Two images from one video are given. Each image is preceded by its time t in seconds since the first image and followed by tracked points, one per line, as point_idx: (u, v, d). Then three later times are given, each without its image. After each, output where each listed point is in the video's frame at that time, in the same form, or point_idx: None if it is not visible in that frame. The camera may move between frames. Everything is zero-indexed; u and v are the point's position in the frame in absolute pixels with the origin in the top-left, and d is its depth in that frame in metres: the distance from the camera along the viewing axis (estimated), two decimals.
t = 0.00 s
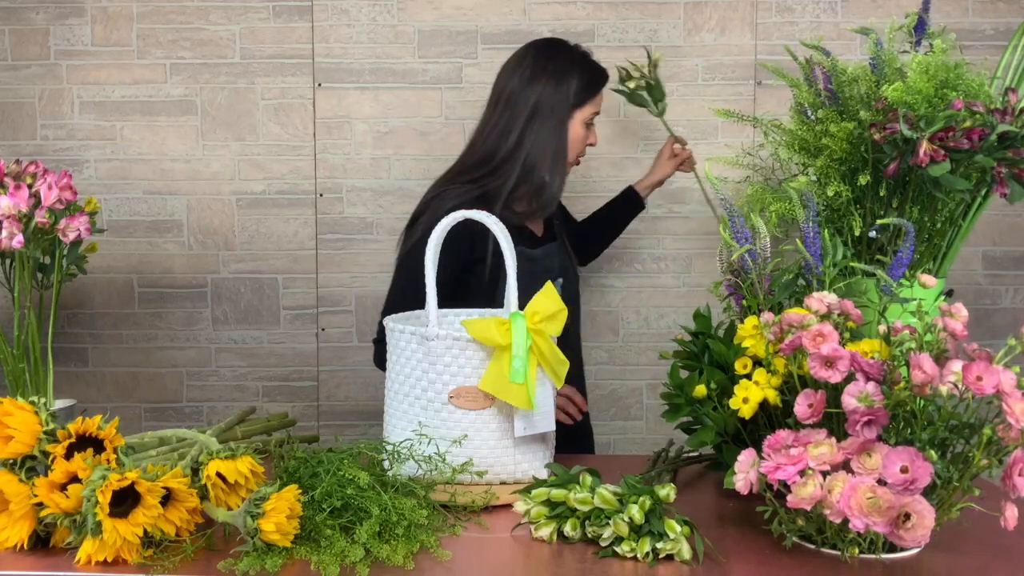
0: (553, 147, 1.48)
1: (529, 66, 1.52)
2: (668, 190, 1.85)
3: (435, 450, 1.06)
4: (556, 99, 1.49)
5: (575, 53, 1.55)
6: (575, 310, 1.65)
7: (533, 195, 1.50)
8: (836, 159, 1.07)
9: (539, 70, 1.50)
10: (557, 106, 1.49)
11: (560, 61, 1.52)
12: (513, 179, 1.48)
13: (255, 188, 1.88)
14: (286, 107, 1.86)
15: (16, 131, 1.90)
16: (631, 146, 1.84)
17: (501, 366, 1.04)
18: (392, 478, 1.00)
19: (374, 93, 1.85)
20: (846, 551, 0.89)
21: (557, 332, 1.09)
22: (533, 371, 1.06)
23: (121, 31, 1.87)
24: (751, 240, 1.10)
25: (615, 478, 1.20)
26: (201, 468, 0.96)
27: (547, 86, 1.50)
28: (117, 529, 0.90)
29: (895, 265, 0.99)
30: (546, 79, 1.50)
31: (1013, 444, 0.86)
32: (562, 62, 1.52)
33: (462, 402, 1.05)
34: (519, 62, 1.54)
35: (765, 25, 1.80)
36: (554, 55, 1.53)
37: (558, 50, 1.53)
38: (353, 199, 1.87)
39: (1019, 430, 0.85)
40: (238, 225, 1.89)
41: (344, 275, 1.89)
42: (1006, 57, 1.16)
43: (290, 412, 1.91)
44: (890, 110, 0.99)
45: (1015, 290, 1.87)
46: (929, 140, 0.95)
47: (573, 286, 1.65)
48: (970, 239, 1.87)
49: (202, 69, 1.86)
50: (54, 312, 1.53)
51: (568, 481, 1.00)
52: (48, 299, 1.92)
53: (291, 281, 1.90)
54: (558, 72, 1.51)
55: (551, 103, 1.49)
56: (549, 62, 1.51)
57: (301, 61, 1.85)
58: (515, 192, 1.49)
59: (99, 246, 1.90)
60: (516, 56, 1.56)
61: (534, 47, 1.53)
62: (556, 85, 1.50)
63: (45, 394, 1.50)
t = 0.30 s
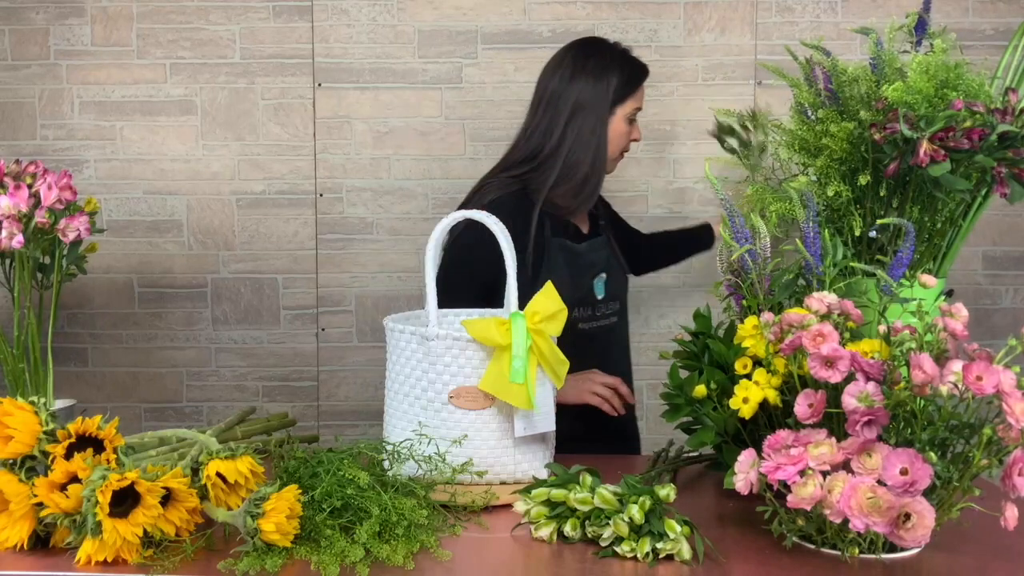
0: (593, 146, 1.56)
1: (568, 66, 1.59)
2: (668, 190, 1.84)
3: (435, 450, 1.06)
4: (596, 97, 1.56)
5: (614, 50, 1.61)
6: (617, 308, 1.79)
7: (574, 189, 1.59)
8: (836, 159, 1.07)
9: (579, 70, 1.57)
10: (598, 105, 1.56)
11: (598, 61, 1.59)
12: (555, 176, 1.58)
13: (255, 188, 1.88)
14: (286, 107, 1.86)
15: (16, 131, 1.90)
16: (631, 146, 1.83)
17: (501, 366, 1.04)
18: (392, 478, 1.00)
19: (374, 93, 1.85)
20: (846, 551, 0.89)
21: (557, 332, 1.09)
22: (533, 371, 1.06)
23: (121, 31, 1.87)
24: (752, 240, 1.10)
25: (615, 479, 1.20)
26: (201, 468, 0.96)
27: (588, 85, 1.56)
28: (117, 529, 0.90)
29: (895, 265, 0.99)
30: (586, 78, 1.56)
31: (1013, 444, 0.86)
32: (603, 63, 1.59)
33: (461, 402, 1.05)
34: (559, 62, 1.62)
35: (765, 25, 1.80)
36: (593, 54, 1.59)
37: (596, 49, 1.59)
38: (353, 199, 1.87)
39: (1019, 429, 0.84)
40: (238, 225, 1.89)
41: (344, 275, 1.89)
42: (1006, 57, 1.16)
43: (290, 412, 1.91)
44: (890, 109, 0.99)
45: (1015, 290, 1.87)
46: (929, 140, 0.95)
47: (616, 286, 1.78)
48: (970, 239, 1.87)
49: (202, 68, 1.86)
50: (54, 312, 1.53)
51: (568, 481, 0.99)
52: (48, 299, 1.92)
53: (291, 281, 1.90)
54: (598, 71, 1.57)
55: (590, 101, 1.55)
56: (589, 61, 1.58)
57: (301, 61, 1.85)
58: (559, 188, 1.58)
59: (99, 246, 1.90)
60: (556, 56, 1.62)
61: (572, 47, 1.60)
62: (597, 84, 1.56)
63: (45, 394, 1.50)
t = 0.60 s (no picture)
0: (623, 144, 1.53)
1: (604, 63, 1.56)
2: (668, 190, 1.85)
3: (435, 450, 1.06)
4: (628, 94, 1.53)
5: (653, 49, 1.57)
6: (640, 314, 1.68)
7: (603, 187, 1.56)
8: (836, 159, 1.07)
9: (614, 67, 1.54)
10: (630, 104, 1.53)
11: (634, 58, 1.55)
12: (582, 172, 1.55)
13: (255, 188, 1.88)
14: (286, 107, 1.86)
15: (16, 131, 1.90)
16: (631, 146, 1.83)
17: (501, 366, 1.04)
18: (392, 478, 1.00)
19: (374, 93, 1.85)
20: (846, 551, 0.89)
21: (557, 332, 1.09)
22: (533, 371, 1.06)
23: (120, 31, 1.87)
24: (752, 240, 1.09)
25: (615, 478, 1.20)
26: (201, 468, 0.96)
27: (625, 83, 1.53)
28: (117, 529, 0.90)
29: (895, 265, 0.99)
30: (621, 75, 1.53)
31: (1013, 444, 0.86)
32: (639, 60, 1.55)
33: (461, 402, 1.05)
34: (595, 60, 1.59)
35: (765, 25, 1.80)
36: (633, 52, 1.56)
37: (635, 46, 1.56)
38: (353, 199, 1.87)
39: (1019, 429, 0.84)
40: (238, 225, 1.89)
41: (344, 275, 1.89)
42: (1007, 57, 1.16)
43: (290, 412, 1.91)
44: (890, 110, 0.99)
45: (1015, 290, 1.87)
46: (929, 140, 0.95)
47: (639, 290, 1.66)
48: (970, 239, 1.87)
49: (202, 69, 1.86)
50: (54, 312, 1.53)
51: (568, 481, 0.99)
52: (48, 299, 1.92)
53: (291, 281, 1.90)
54: (635, 68, 1.54)
55: (622, 99, 1.52)
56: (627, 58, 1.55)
57: (301, 61, 1.85)
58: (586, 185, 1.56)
59: (99, 246, 1.90)
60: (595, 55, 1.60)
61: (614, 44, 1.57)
62: (633, 81, 1.54)
63: (44, 394, 1.50)
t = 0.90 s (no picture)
0: (564, 132, 1.57)
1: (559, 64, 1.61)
2: (668, 190, 1.84)
3: (435, 450, 1.06)
4: (557, 87, 1.58)
5: (599, 34, 1.59)
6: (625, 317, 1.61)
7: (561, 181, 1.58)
8: (836, 159, 1.07)
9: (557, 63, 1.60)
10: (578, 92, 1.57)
11: (574, 47, 1.59)
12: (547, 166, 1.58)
13: (255, 188, 1.88)
14: (286, 107, 1.86)
15: (15, 131, 1.90)
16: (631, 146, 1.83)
17: (501, 366, 1.04)
18: (392, 478, 1.00)
19: (374, 93, 1.85)
20: (846, 551, 0.89)
21: (557, 332, 1.09)
22: (533, 371, 1.06)
23: (120, 31, 1.87)
24: (752, 240, 1.10)
25: (615, 479, 1.20)
26: (201, 468, 0.96)
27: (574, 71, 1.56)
28: (116, 529, 0.90)
29: (895, 265, 0.99)
30: (556, 69, 1.59)
31: (1013, 444, 0.86)
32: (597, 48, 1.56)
33: (461, 402, 1.05)
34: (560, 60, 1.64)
35: (765, 25, 1.80)
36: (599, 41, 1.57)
37: (577, 38, 1.60)
38: (353, 199, 1.87)
39: (1019, 429, 0.84)
40: (238, 225, 1.89)
41: (344, 275, 1.89)
42: (1006, 57, 1.16)
43: (290, 412, 1.91)
44: (890, 109, 0.99)
45: (1015, 290, 1.87)
46: (929, 140, 0.95)
47: (624, 290, 1.60)
48: (970, 239, 1.87)
49: (202, 68, 1.86)
50: (54, 312, 1.53)
51: (568, 481, 0.99)
52: (48, 299, 1.92)
53: (291, 281, 1.90)
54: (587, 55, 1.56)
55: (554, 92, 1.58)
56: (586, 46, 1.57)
57: (301, 61, 1.85)
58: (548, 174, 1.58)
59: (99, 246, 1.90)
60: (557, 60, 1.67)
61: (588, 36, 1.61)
62: (587, 70, 1.56)
63: (44, 394, 1.50)
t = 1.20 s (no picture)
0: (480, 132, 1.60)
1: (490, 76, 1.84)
2: (668, 190, 1.83)
3: (435, 450, 1.06)
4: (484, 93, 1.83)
5: (526, 37, 1.80)
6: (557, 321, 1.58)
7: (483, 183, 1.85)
8: (836, 159, 1.07)
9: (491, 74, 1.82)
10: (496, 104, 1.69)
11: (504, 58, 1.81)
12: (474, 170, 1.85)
13: (255, 188, 1.88)
14: (286, 107, 1.86)
15: (16, 131, 1.90)
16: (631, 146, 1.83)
17: (501, 366, 1.04)
18: (392, 478, 1.00)
19: (374, 93, 1.84)
20: (846, 551, 0.89)
21: (557, 332, 1.09)
22: (533, 371, 1.06)
23: (121, 31, 1.87)
24: (752, 241, 1.10)
25: (615, 479, 1.20)
26: (201, 468, 0.97)
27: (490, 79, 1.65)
28: (116, 529, 0.90)
29: (895, 265, 0.99)
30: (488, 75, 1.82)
31: (1013, 444, 0.86)
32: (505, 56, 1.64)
33: (462, 402, 1.05)
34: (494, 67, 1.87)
35: (765, 25, 1.80)
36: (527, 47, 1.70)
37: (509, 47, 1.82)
38: (353, 199, 1.87)
39: (1019, 430, 0.84)
40: (238, 225, 1.89)
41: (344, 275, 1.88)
42: (1007, 57, 1.16)
43: (290, 412, 1.91)
44: (890, 109, 0.99)
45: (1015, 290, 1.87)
46: (929, 140, 0.95)
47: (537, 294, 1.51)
48: (971, 239, 1.87)
49: (202, 68, 1.86)
50: (54, 313, 1.53)
51: (568, 481, 0.99)
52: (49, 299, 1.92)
53: (291, 281, 1.89)
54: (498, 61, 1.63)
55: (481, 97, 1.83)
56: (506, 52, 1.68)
57: (301, 61, 1.85)
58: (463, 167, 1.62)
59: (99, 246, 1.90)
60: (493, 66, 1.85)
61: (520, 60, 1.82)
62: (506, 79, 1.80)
63: (44, 394, 1.50)
